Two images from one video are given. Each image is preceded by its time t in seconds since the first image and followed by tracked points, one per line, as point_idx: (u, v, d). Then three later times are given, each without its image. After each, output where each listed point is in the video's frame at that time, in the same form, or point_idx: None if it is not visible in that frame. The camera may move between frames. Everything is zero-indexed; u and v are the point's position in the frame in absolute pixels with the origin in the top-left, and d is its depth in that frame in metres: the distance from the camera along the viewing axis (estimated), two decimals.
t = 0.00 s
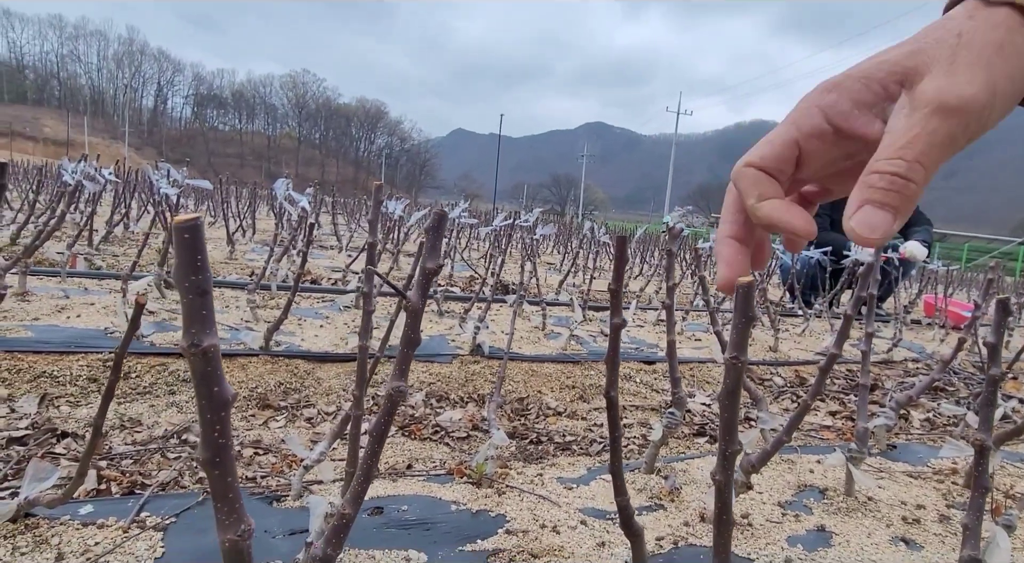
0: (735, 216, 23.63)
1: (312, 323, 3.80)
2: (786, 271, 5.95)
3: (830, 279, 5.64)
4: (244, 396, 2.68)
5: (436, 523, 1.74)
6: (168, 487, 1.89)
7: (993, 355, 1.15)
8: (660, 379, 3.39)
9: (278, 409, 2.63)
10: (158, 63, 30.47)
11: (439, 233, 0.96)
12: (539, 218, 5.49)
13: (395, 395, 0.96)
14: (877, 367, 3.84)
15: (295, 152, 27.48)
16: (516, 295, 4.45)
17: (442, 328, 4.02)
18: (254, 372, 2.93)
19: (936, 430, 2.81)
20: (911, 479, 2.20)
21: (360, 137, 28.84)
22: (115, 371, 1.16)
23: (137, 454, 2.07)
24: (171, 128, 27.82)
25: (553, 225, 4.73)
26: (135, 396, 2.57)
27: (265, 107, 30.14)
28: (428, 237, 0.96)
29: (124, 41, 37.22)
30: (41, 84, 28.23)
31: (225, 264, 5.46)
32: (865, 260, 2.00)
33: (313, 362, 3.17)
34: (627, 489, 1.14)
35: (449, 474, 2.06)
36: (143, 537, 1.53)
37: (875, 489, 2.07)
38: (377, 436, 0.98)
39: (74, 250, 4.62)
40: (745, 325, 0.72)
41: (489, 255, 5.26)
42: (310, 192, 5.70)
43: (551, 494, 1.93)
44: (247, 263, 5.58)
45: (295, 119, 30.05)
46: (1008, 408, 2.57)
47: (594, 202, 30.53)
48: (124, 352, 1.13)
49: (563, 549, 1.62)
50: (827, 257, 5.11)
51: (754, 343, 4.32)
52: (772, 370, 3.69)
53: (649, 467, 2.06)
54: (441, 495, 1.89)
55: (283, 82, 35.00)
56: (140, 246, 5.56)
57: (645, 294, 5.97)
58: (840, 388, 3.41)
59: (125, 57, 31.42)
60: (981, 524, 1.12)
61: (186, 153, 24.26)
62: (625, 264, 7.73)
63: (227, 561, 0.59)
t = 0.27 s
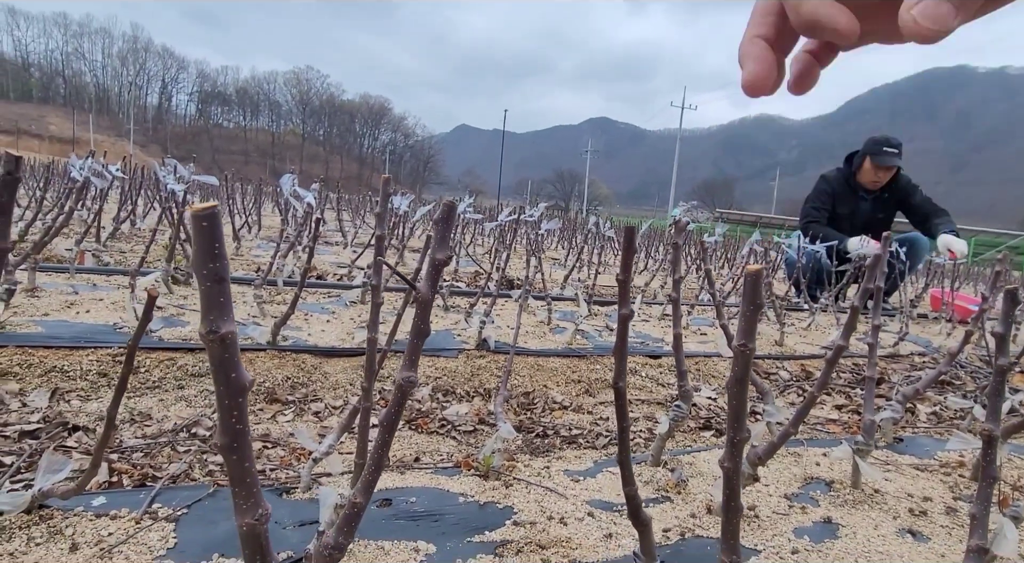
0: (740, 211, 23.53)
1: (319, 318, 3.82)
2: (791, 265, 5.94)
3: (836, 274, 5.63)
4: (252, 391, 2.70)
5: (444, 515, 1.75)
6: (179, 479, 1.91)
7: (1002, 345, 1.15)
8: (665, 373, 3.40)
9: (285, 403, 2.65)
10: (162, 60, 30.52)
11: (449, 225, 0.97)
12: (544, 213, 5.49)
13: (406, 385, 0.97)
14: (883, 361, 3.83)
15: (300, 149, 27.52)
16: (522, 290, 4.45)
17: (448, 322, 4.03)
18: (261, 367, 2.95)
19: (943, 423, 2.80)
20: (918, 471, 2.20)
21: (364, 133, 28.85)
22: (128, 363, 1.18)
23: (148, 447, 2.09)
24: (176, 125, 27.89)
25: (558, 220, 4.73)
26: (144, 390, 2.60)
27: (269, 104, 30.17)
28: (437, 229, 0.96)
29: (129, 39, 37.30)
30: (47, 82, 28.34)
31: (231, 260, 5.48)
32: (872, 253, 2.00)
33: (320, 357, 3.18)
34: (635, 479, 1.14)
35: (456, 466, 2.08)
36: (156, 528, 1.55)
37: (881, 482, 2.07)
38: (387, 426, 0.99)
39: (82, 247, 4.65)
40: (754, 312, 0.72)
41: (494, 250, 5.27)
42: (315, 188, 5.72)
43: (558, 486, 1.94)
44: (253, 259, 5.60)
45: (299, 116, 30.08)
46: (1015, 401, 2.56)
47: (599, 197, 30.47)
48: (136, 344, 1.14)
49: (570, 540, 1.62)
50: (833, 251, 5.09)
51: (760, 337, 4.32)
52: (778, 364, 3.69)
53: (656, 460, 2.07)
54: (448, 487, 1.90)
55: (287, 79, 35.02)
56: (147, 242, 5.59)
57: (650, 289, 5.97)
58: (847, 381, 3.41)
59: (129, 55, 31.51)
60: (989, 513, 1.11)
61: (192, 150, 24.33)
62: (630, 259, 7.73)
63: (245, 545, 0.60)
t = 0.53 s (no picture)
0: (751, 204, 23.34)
1: (331, 315, 3.86)
2: (803, 258, 5.90)
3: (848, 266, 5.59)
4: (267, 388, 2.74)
5: (457, 509, 1.77)
6: (196, 475, 1.95)
7: (1013, 337, 1.15)
8: (676, 367, 3.40)
9: (299, 400, 2.68)
10: (172, 61, 30.74)
11: (459, 223, 0.98)
12: (553, 208, 5.49)
13: (419, 381, 0.98)
14: (895, 354, 3.81)
15: (309, 147, 27.64)
16: (532, 286, 4.46)
17: (458, 319, 4.06)
18: (275, 364, 2.99)
19: (956, 416, 2.79)
20: (931, 464, 2.19)
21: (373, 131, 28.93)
22: (147, 363, 1.20)
23: (166, 444, 2.13)
24: (187, 125, 28.11)
25: (567, 215, 4.73)
26: (161, 388, 2.64)
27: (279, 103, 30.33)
28: (448, 227, 0.98)
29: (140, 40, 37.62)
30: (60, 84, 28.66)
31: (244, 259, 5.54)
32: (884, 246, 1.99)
33: (333, 354, 3.21)
34: (646, 473, 1.15)
35: (468, 461, 2.10)
36: (175, 522, 1.58)
37: (894, 475, 2.06)
38: (401, 422, 1.00)
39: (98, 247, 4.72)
40: (763, 307, 0.73)
41: (504, 247, 5.28)
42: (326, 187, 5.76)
43: (570, 480, 1.95)
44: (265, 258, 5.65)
45: (308, 114, 30.20)
46: None
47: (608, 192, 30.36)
48: (155, 344, 1.17)
49: (582, 534, 1.64)
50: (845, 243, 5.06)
51: (771, 331, 4.30)
52: (790, 357, 3.68)
53: (667, 454, 2.07)
54: (461, 482, 1.92)
55: (295, 77, 35.14)
56: (161, 242, 5.66)
57: (660, 283, 5.96)
58: (859, 375, 3.39)
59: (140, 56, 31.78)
60: (1001, 505, 1.10)
61: (203, 150, 24.53)
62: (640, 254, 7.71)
63: (265, 538, 0.62)
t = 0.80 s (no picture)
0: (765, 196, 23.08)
1: (346, 310, 3.90)
2: (818, 249, 5.84)
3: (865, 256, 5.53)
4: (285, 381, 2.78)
5: (474, 497, 1.80)
6: (219, 465, 2.00)
7: None
8: (690, 359, 3.40)
9: (317, 392, 2.73)
10: (187, 62, 31.05)
11: (474, 212, 1.00)
12: (566, 201, 5.49)
13: (436, 367, 1.01)
14: (913, 344, 3.77)
15: (322, 145, 27.80)
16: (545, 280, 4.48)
17: (472, 312, 4.09)
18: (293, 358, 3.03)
19: (975, 405, 2.76)
20: (948, 452, 2.18)
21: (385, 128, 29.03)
22: (171, 353, 1.24)
23: (188, 436, 2.18)
24: (201, 125, 28.42)
25: (580, 208, 4.73)
26: (183, 382, 2.70)
27: (291, 102, 30.54)
28: (462, 216, 1.00)
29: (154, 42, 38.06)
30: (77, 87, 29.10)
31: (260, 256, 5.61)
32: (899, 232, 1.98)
33: (349, 347, 3.26)
34: (660, 458, 1.17)
35: (484, 451, 2.13)
36: (200, 510, 1.62)
37: (911, 463, 2.06)
38: (418, 407, 1.03)
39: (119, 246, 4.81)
40: (773, 288, 0.74)
41: (516, 241, 5.30)
42: (340, 184, 5.81)
43: (585, 469, 1.97)
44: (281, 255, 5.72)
45: (320, 112, 30.36)
46: None
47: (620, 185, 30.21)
48: (179, 335, 1.20)
49: (598, 521, 1.66)
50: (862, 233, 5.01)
51: (786, 323, 4.28)
52: (805, 348, 3.65)
53: (681, 443, 2.08)
54: (477, 471, 1.95)
55: (307, 75, 35.33)
56: (179, 241, 5.75)
57: (673, 276, 5.93)
58: (875, 365, 3.37)
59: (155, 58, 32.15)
60: (1016, 488, 1.10)
61: (217, 150, 24.79)
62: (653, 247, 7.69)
63: (292, 512, 0.65)
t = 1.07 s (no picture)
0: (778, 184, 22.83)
1: (357, 303, 3.93)
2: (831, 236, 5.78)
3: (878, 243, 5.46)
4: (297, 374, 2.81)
5: (484, 484, 1.81)
6: (233, 456, 2.03)
7: None
8: (701, 347, 3.38)
9: (328, 384, 2.76)
10: (197, 60, 31.25)
11: (475, 199, 1.00)
12: (574, 192, 5.48)
13: (441, 353, 1.02)
14: (927, 330, 3.73)
15: (331, 141, 27.90)
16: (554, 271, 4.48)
17: (482, 304, 4.10)
18: (305, 351, 3.06)
19: (990, 391, 2.73)
20: (962, 437, 2.16)
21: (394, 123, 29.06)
22: (183, 344, 1.26)
23: (203, 427, 2.21)
24: (212, 123, 28.63)
25: (589, 198, 4.71)
26: (197, 375, 2.74)
27: (300, 99, 30.65)
28: (464, 203, 1.00)
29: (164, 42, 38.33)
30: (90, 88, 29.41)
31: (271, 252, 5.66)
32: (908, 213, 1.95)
33: (360, 340, 3.29)
34: (666, 442, 1.17)
35: (494, 440, 2.14)
36: (215, 499, 1.65)
37: (923, 448, 2.04)
38: (424, 393, 1.04)
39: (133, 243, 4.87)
40: (773, 266, 0.73)
41: (525, 233, 5.30)
42: (349, 178, 5.84)
43: (594, 457, 1.98)
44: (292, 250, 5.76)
45: (330, 108, 30.45)
46: None
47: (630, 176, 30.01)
48: (190, 326, 1.22)
49: (606, 507, 1.67)
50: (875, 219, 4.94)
51: (798, 311, 4.24)
52: (817, 336, 3.62)
53: (691, 431, 2.08)
54: (486, 460, 1.96)
55: (316, 72, 35.41)
56: (192, 237, 5.81)
57: (684, 266, 5.90)
58: (889, 351, 3.33)
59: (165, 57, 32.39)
60: None
61: (229, 148, 24.97)
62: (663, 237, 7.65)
63: (297, 492, 0.66)
